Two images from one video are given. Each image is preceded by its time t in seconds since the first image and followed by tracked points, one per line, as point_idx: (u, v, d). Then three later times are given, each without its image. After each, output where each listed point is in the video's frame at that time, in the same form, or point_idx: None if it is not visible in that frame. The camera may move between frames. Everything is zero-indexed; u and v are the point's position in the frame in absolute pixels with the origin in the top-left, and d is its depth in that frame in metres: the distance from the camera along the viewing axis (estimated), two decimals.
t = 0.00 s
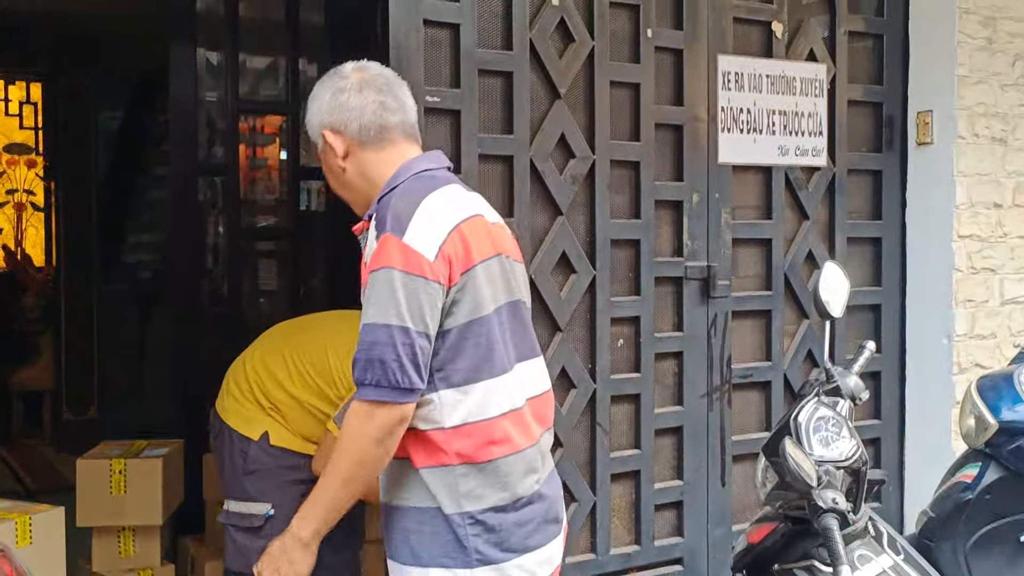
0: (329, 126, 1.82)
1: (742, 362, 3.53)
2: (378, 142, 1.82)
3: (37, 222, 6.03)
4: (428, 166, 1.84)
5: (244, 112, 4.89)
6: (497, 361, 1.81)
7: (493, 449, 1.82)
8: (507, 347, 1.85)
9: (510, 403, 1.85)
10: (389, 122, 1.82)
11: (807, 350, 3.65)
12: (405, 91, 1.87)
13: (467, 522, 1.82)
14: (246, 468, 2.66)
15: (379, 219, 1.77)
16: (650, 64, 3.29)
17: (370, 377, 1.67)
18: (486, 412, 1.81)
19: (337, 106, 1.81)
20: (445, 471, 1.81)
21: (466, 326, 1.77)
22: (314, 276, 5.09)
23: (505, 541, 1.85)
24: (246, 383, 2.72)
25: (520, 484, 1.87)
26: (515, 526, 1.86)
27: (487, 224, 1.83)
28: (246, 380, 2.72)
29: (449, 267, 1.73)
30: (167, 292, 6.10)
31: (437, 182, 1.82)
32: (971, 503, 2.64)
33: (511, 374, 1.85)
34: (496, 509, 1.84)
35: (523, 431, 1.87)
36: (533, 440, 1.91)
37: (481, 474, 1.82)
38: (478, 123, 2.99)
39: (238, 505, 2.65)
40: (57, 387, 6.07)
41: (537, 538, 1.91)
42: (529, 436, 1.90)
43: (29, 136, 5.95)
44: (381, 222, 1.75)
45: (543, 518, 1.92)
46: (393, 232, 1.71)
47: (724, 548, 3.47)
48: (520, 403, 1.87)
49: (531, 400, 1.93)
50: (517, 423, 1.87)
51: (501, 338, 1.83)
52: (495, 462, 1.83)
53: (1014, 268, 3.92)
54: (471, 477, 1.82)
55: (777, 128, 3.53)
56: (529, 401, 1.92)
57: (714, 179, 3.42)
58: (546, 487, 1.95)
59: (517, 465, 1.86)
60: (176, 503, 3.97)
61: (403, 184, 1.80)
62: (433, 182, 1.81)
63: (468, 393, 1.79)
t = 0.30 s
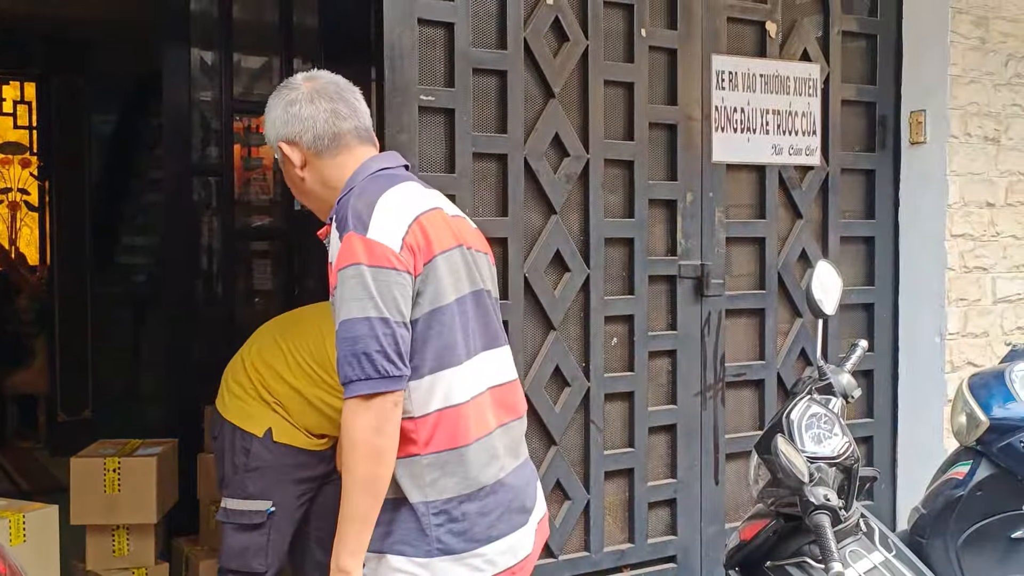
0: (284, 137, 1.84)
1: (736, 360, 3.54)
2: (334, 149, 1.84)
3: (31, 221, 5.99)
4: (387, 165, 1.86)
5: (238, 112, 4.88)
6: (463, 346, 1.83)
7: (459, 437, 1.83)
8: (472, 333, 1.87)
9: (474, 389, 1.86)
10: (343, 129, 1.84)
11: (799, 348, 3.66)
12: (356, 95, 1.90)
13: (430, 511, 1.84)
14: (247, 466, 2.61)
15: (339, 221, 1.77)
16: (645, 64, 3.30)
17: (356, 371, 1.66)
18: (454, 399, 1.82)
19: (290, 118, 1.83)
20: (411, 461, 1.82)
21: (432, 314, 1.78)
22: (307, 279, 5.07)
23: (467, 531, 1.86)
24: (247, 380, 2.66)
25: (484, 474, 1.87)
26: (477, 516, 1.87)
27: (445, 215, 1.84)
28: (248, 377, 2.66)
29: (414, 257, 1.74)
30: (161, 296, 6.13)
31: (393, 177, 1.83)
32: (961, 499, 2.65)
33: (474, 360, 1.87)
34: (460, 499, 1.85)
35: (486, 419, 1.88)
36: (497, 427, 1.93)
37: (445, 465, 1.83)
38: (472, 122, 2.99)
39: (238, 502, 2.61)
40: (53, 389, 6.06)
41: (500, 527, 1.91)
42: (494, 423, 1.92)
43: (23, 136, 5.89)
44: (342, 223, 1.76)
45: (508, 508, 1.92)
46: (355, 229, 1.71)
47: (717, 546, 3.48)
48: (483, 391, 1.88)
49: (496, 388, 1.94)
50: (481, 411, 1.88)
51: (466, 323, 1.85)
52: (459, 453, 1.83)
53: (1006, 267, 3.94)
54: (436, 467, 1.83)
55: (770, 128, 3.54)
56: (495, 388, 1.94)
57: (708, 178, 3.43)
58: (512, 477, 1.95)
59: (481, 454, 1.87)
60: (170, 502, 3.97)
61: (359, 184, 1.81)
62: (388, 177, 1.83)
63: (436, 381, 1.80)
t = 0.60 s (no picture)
0: (257, 131, 1.87)
1: (736, 358, 3.54)
2: (306, 141, 1.86)
3: (29, 220, 5.95)
4: (357, 161, 1.88)
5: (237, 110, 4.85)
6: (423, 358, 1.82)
7: (421, 450, 1.82)
8: (434, 343, 1.86)
9: (433, 402, 1.86)
10: (313, 120, 1.85)
11: (800, 346, 3.66)
12: (330, 83, 1.90)
13: (397, 522, 1.83)
14: (257, 462, 2.60)
15: (300, 232, 1.77)
16: (645, 62, 3.29)
17: (309, 392, 1.67)
18: (412, 416, 1.81)
19: (261, 111, 1.85)
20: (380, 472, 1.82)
21: (390, 328, 1.77)
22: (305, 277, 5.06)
23: (435, 539, 1.85)
24: (256, 378, 2.65)
25: (447, 484, 1.87)
26: (444, 525, 1.86)
27: (411, 223, 1.82)
28: (258, 375, 2.64)
29: (373, 272, 1.72)
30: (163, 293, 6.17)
31: (359, 182, 1.82)
32: (963, 497, 2.65)
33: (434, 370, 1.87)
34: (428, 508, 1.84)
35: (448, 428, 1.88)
36: (462, 436, 1.92)
37: (409, 477, 1.82)
38: (472, 120, 2.99)
39: (247, 497, 2.59)
40: (51, 386, 6.07)
41: (470, 535, 1.89)
42: (457, 434, 1.91)
43: (22, 134, 5.86)
44: (303, 234, 1.75)
45: (478, 515, 1.91)
46: (313, 244, 1.71)
47: (717, 544, 3.48)
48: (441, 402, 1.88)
49: (463, 395, 1.93)
50: (443, 422, 1.88)
51: (426, 334, 1.84)
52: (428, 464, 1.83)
53: (1006, 265, 3.94)
54: (403, 479, 1.82)
55: (770, 125, 3.54)
56: (460, 398, 1.92)
57: (708, 176, 3.42)
58: (482, 483, 1.94)
59: (442, 465, 1.87)
60: (170, 499, 3.96)
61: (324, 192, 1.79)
62: (355, 182, 1.82)
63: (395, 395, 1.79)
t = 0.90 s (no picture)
0: (262, 118, 1.85)
1: (736, 354, 3.53)
2: (311, 132, 1.85)
3: (28, 217, 5.93)
4: (362, 151, 1.87)
5: (236, 107, 4.85)
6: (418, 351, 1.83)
7: (412, 440, 1.82)
8: (430, 336, 1.86)
9: (427, 393, 1.86)
10: (319, 111, 1.84)
11: (799, 342, 3.66)
12: (336, 72, 1.88)
13: (384, 513, 1.83)
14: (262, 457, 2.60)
15: (308, 215, 1.77)
16: (645, 57, 3.28)
17: (297, 372, 1.66)
18: (400, 406, 1.80)
19: (266, 100, 1.84)
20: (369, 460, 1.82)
21: (388, 319, 1.78)
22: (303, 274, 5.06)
23: (422, 529, 1.85)
24: (259, 372, 2.64)
25: (434, 475, 1.86)
26: (430, 515, 1.85)
27: (416, 218, 1.83)
28: (262, 370, 2.63)
29: (376, 261, 1.73)
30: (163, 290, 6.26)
31: (368, 172, 1.83)
32: (963, 493, 2.64)
33: (430, 364, 1.87)
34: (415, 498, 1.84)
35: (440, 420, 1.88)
36: (450, 429, 1.90)
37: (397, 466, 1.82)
38: (472, 115, 2.98)
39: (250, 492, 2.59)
40: (50, 383, 6.03)
41: (457, 525, 1.89)
42: (445, 428, 1.89)
43: (20, 131, 5.86)
44: (310, 217, 1.75)
45: (464, 505, 1.90)
46: (320, 228, 1.71)
47: (717, 540, 3.48)
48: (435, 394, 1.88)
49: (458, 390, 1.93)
50: (435, 414, 1.88)
51: (423, 328, 1.84)
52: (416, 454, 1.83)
53: (1006, 262, 3.93)
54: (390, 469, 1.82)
55: (771, 121, 3.53)
56: (450, 393, 1.91)
57: (708, 172, 3.42)
58: (469, 474, 1.93)
59: (430, 456, 1.86)
60: (169, 496, 3.95)
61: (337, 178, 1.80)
62: (364, 172, 1.82)
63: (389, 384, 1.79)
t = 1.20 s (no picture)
0: (261, 131, 1.86)
1: (734, 349, 3.52)
2: (307, 147, 1.85)
3: (24, 214, 5.92)
4: (358, 152, 1.87)
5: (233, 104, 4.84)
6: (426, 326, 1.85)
7: (419, 411, 1.83)
8: (433, 314, 1.89)
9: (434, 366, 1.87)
10: (314, 126, 1.84)
11: (798, 338, 3.65)
12: (330, 88, 1.88)
13: (387, 484, 1.82)
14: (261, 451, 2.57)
15: (311, 204, 1.78)
16: (643, 51, 3.27)
17: (328, 344, 1.66)
18: (412, 377, 1.82)
19: (264, 115, 1.84)
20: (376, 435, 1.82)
21: (397, 292, 1.80)
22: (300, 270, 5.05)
23: (421, 503, 1.85)
24: (258, 366, 2.63)
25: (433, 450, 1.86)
26: (431, 489, 1.85)
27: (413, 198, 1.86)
28: (261, 364, 2.62)
29: (384, 236, 1.75)
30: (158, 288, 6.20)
31: (362, 161, 1.85)
32: (962, 488, 2.63)
33: (436, 338, 1.89)
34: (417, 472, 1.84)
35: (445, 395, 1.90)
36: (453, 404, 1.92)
37: (405, 438, 1.82)
38: (469, 110, 2.97)
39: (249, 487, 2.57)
40: (46, 380, 6.01)
41: (454, 501, 1.90)
42: (449, 403, 1.91)
43: (16, 127, 5.84)
44: (315, 204, 1.76)
45: (461, 481, 1.92)
46: (328, 209, 1.72)
47: (715, 536, 3.47)
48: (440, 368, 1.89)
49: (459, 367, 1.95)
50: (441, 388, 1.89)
51: (427, 305, 1.86)
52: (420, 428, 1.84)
53: (1005, 256, 3.92)
54: (395, 441, 1.82)
55: (769, 116, 3.52)
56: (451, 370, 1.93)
57: (706, 167, 3.40)
58: (467, 452, 1.94)
59: (433, 430, 1.86)
60: (165, 493, 3.93)
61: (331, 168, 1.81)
62: (358, 162, 1.84)
63: (396, 358, 1.81)
